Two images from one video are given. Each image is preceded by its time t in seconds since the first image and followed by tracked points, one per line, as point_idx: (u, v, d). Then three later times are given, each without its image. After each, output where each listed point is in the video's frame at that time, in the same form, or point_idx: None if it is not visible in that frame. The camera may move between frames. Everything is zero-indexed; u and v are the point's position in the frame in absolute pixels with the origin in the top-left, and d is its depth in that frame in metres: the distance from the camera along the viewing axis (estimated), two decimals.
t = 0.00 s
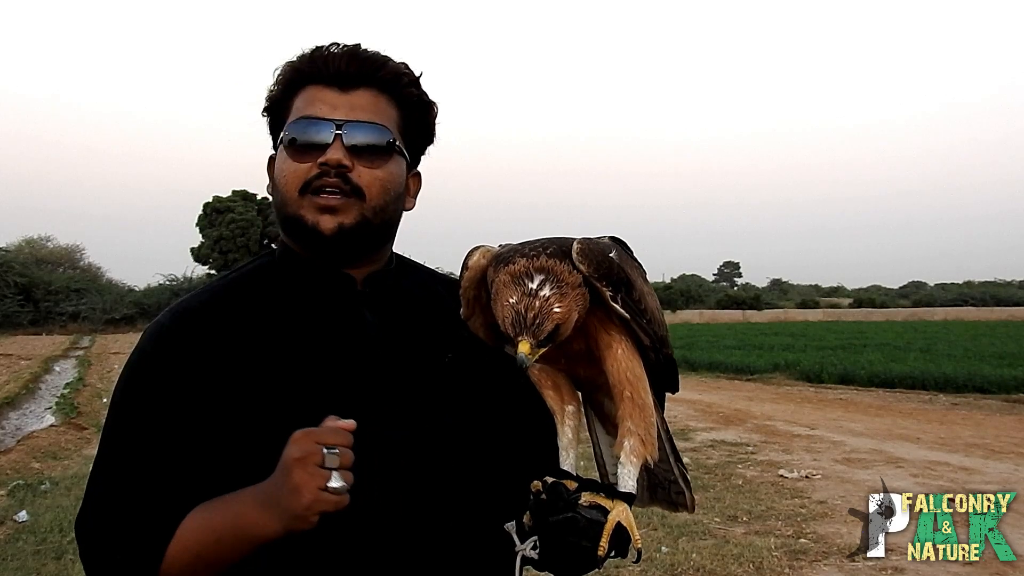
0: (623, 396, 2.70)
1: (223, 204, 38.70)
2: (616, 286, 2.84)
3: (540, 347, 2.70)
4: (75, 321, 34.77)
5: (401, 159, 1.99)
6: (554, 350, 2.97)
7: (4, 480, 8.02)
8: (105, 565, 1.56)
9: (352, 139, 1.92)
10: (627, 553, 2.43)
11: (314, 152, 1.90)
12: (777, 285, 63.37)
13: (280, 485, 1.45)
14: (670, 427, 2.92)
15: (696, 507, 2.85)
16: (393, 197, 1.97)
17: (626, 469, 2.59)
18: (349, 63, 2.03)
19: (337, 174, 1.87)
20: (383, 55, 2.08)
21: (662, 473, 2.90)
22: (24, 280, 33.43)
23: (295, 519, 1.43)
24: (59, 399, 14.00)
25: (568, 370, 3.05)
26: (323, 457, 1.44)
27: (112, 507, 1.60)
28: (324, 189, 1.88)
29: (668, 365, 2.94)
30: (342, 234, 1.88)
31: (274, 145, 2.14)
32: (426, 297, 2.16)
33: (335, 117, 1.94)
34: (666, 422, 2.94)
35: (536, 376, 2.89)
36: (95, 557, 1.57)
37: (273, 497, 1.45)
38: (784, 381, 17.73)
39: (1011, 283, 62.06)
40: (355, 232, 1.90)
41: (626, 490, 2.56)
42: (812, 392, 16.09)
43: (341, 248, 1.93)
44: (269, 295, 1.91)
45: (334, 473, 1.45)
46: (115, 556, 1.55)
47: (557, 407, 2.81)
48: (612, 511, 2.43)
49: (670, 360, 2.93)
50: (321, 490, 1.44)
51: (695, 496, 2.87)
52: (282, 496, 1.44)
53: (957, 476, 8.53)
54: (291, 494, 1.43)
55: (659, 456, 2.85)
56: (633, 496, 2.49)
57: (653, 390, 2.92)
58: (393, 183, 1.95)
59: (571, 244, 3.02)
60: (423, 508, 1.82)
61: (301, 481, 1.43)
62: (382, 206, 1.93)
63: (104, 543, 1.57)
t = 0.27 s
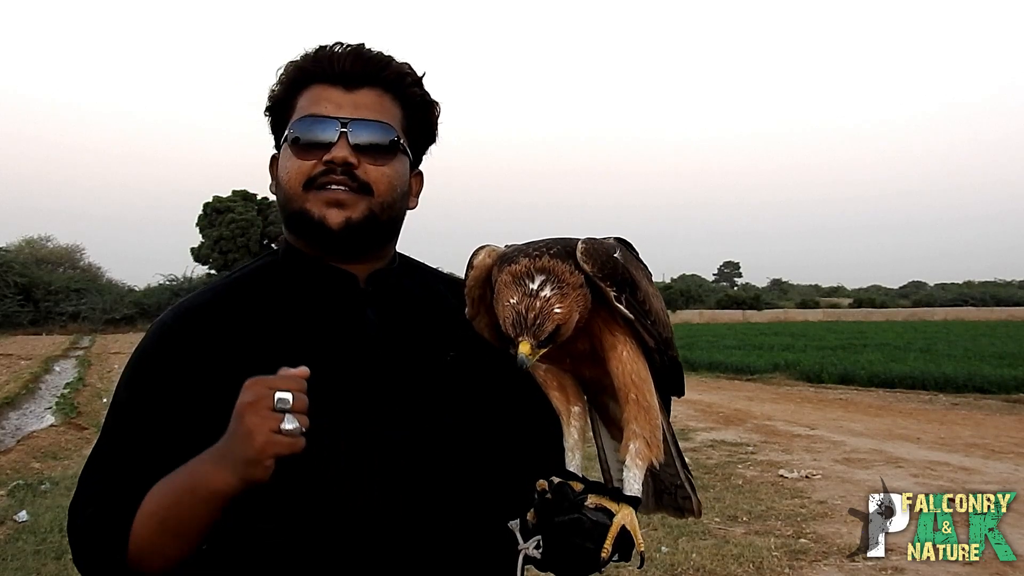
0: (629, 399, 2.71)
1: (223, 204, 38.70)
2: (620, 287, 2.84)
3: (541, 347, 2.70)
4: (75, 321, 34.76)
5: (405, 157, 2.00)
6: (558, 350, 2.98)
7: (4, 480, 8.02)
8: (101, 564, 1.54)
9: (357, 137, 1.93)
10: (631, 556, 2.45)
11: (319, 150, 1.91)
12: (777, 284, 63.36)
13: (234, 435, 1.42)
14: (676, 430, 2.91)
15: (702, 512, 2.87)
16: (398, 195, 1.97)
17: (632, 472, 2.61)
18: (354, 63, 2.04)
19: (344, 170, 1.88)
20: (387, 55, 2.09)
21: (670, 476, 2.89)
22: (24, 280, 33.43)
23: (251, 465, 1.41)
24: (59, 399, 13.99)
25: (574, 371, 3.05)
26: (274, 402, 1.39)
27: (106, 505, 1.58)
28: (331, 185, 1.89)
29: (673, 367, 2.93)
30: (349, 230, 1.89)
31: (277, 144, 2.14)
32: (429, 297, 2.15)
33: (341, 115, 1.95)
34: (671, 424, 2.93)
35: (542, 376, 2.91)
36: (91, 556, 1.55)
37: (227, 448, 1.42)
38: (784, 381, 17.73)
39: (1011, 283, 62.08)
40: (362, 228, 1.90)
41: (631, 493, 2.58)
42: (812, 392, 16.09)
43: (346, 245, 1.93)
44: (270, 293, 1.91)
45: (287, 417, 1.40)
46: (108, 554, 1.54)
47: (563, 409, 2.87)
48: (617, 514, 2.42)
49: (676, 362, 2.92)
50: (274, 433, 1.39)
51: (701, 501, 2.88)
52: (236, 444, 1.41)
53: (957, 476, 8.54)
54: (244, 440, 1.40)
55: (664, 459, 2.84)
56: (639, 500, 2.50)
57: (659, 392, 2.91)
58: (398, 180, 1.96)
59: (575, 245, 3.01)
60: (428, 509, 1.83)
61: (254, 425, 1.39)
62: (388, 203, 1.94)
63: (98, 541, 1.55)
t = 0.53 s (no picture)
0: (631, 401, 2.71)
1: (223, 204, 38.69)
2: (622, 289, 2.84)
3: (541, 348, 2.70)
4: (75, 321, 34.75)
5: (405, 156, 2.00)
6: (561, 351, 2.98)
7: (4, 480, 8.02)
8: (99, 563, 1.56)
9: (358, 137, 1.93)
10: (632, 558, 2.47)
11: (320, 151, 1.90)
12: (777, 284, 63.35)
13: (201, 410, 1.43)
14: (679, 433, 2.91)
15: (704, 513, 2.86)
16: (400, 194, 1.97)
17: (635, 474, 2.61)
18: (353, 63, 2.04)
19: (346, 171, 1.88)
20: (386, 54, 2.08)
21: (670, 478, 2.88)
22: (24, 280, 33.43)
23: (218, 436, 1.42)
24: (59, 399, 13.99)
25: (577, 372, 3.04)
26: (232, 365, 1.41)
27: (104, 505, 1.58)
28: (334, 186, 1.90)
29: (675, 369, 2.93)
30: (352, 233, 1.89)
31: (275, 145, 2.13)
32: (429, 297, 2.15)
33: (341, 115, 1.95)
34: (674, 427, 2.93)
35: (544, 378, 2.91)
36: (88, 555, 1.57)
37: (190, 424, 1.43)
38: (785, 381, 17.72)
39: (1011, 283, 62.08)
40: (365, 230, 1.91)
41: (633, 495, 2.59)
42: (812, 392, 16.09)
43: (349, 246, 1.94)
44: (270, 294, 1.91)
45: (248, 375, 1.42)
46: (105, 553, 1.56)
47: (567, 411, 2.89)
48: (619, 517, 2.44)
49: (678, 365, 2.92)
50: (237, 395, 1.41)
51: (703, 503, 2.87)
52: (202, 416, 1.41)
53: (957, 476, 8.54)
54: (209, 408, 1.41)
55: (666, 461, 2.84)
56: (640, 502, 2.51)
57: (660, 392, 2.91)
58: (399, 180, 1.97)
59: (576, 247, 3.01)
60: (429, 510, 1.83)
61: (216, 392, 1.40)
62: (390, 202, 1.94)
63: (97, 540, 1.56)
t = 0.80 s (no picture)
0: (632, 402, 2.71)
1: (223, 204, 38.69)
2: (624, 291, 2.84)
3: (543, 348, 2.69)
4: (75, 321, 34.75)
5: (411, 156, 2.02)
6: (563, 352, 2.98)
7: (4, 480, 8.02)
8: (100, 563, 1.59)
9: (369, 137, 1.94)
10: (635, 561, 2.45)
11: (331, 152, 1.90)
12: (777, 284, 63.34)
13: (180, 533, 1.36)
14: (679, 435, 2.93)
15: (703, 513, 2.86)
16: (408, 193, 2.00)
17: (637, 476, 2.61)
18: (358, 63, 2.04)
19: (362, 171, 1.89)
20: (388, 53, 2.09)
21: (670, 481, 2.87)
22: (24, 279, 33.43)
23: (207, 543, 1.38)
24: (59, 399, 13.98)
25: (578, 373, 3.04)
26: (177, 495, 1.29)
27: (107, 507, 1.62)
28: (349, 186, 1.90)
29: (676, 372, 2.94)
30: (370, 231, 1.91)
31: (275, 145, 2.12)
32: (430, 297, 2.15)
33: (352, 116, 1.96)
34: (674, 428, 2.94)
35: (545, 378, 2.91)
36: (90, 555, 1.60)
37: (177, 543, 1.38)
38: (785, 381, 17.72)
39: (1012, 283, 62.06)
40: (382, 228, 1.93)
41: (636, 497, 2.59)
42: (812, 392, 16.08)
43: (359, 246, 1.94)
44: (271, 296, 1.91)
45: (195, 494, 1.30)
46: (108, 556, 1.58)
47: (567, 412, 2.89)
48: (622, 519, 2.44)
49: (679, 367, 2.93)
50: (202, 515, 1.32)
51: (703, 502, 2.88)
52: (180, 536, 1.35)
53: (957, 476, 8.54)
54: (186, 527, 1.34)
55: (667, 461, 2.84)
56: (643, 504, 2.51)
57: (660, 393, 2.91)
58: (408, 179, 1.99)
59: (579, 249, 3.01)
60: (428, 511, 1.83)
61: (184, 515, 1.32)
62: (401, 202, 1.96)
63: (102, 542, 1.60)
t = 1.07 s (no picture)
0: (633, 401, 2.71)
1: (223, 204, 38.69)
2: (624, 290, 2.84)
3: (545, 349, 2.69)
4: (75, 321, 34.75)
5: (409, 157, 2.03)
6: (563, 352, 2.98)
7: (4, 480, 8.02)
8: (101, 564, 1.59)
9: (369, 139, 1.94)
10: (635, 558, 2.43)
11: (333, 154, 1.90)
12: (777, 284, 63.36)
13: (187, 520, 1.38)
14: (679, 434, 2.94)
15: (703, 512, 2.86)
16: (408, 193, 2.01)
17: (636, 474, 2.61)
18: (356, 64, 2.04)
19: (365, 174, 1.90)
20: (385, 55, 2.10)
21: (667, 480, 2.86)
22: (24, 280, 33.46)
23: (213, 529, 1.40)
24: (59, 399, 14.00)
25: (577, 374, 3.04)
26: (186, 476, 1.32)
27: (108, 507, 1.62)
28: (351, 189, 1.90)
29: (675, 371, 2.94)
30: (374, 233, 1.91)
31: (270, 146, 2.11)
32: (430, 297, 2.15)
33: (351, 117, 1.96)
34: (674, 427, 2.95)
35: (545, 378, 2.91)
36: (90, 556, 1.60)
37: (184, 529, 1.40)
38: (784, 381, 17.73)
39: (1011, 283, 62.08)
40: (385, 229, 1.93)
41: (636, 495, 2.57)
42: (812, 392, 16.09)
43: (361, 248, 1.94)
44: (272, 297, 1.92)
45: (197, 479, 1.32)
46: (109, 558, 1.58)
47: (567, 411, 2.88)
48: (622, 517, 2.43)
49: (678, 366, 2.93)
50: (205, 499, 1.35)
51: (702, 501, 2.87)
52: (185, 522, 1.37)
53: (957, 476, 8.54)
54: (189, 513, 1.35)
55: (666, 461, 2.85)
56: (643, 502, 2.51)
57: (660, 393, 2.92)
58: (408, 180, 1.99)
59: (578, 249, 3.01)
60: (428, 510, 1.83)
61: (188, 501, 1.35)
62: (402, 203, 1.97)
63: (103, 543, 1.60)
